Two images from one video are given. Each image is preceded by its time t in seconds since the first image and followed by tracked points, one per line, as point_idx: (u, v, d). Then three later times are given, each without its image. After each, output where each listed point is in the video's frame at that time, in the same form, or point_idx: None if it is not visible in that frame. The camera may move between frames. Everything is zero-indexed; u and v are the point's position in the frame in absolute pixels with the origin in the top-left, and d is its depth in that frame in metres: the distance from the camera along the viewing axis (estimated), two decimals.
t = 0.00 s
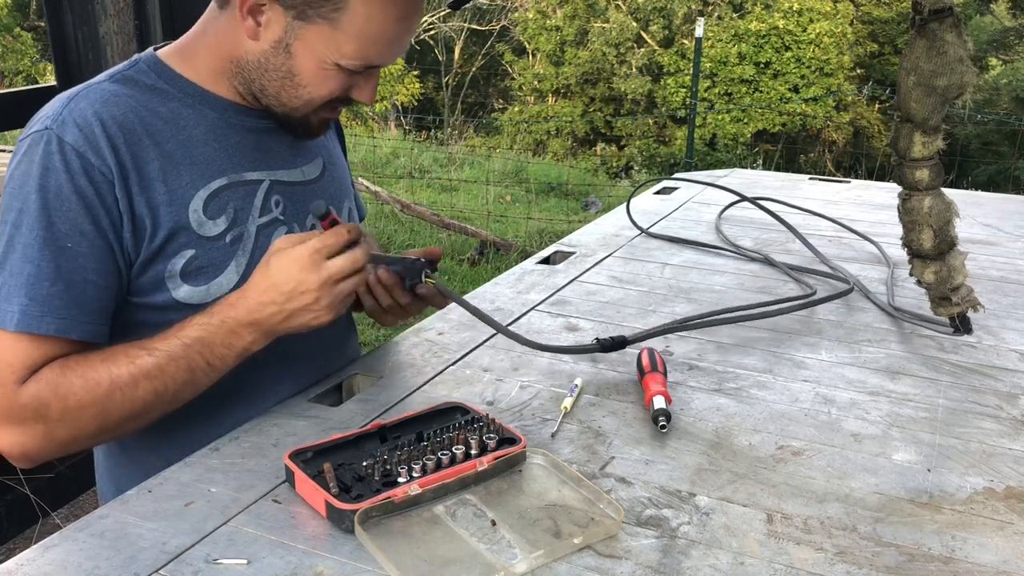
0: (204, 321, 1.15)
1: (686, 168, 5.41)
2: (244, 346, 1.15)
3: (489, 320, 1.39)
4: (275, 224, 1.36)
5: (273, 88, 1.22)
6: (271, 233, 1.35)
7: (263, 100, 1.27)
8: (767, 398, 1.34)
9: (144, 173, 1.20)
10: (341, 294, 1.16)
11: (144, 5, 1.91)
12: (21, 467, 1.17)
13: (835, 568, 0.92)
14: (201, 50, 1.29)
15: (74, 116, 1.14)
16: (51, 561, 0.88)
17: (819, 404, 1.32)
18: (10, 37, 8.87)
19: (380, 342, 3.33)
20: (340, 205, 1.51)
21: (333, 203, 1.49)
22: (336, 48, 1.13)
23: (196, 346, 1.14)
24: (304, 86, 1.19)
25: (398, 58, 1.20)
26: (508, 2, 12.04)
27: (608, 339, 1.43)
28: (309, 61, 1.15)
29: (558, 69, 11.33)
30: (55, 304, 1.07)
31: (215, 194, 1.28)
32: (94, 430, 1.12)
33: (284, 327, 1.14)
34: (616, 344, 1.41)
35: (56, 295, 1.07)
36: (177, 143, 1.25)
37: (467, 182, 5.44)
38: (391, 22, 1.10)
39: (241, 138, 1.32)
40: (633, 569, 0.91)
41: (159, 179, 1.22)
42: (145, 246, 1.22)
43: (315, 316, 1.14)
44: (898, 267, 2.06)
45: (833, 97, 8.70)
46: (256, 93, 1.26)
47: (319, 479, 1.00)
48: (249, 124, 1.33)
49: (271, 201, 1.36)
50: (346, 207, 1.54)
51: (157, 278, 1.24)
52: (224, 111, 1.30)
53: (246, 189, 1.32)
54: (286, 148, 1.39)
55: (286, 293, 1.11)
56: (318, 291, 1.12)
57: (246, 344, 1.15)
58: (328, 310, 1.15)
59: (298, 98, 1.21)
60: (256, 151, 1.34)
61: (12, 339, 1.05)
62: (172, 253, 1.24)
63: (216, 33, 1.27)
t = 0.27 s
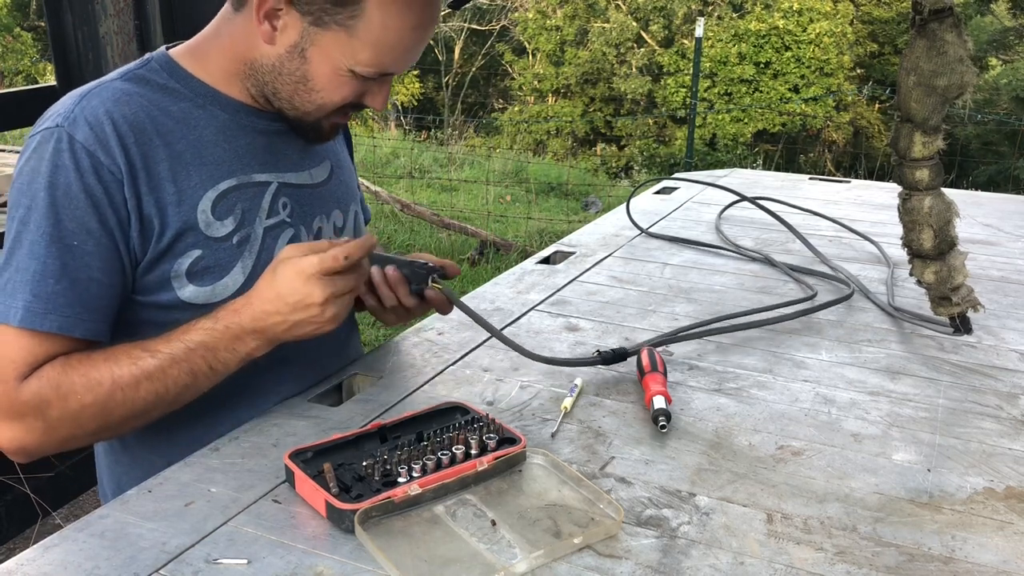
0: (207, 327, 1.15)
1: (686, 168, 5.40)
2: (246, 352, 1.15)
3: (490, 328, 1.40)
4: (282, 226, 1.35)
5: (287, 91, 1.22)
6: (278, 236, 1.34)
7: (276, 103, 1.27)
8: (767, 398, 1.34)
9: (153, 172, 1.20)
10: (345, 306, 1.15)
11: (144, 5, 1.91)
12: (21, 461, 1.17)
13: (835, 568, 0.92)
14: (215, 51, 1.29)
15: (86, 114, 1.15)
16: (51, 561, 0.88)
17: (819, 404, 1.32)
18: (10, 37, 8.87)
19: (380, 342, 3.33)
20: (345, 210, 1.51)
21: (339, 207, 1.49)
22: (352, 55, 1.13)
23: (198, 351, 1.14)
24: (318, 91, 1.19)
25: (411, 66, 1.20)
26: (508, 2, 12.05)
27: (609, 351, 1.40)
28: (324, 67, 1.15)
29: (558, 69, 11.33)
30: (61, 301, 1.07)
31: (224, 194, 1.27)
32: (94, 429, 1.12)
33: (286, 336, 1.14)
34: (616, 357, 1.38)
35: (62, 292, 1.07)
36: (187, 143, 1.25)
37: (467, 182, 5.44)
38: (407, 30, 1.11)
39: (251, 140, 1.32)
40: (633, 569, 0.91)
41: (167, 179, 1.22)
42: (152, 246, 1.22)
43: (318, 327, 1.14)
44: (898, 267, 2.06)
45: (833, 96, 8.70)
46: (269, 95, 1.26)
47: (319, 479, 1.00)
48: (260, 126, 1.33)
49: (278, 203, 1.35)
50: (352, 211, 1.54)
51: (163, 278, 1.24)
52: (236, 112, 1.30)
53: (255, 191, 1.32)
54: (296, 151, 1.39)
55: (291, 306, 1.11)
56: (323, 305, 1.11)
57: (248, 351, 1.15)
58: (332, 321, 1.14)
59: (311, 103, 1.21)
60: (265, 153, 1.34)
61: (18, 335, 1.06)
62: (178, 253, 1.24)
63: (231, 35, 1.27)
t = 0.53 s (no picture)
0: (204, 319, 1.15)
1: (686, 168, 5.40)
2: (244, 345, 1.16)
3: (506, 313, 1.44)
4: (286, 228, 1.35)
5: (293, 96, 1.22)
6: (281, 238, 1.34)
7: (282, 106, 1.27)
8: (767, 398, 1.34)
9: (158, 171, 1.20)
10: (341, 294, 1.15)
11: (144, 4, 1.88)
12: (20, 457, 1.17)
13: (835, 568, 0.92)
14: (223, 51, 1.28)
15: (92, 111, 1.15)
16: (51, 561, 0.88)
17: (819, 404, 1.32)
18: (10, 37, 8.87)
19: (380, 342, 3.33)
20: (349, 212, 1.50)
21: (344, 210, 1.49)
22: (360, 66, 1.13)
23: (196, 343, 1.14)
24: (324, 98, 1.19)
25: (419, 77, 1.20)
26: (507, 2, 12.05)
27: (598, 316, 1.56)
28: (332, 74, 1.15)
29: (558, 69, 11.33)
30: (66, 296, 1.08)
31: (228, 195, 1.27)
32: (92, 424, 1.12)
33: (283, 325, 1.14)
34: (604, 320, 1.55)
35: (66, 288, 1.08)
36: (193, 143, 1.24)
37: (467, 182, 5.44)
38: (417, 44, 1.10)
39: (256, 141, 1.31)
40: (633, 569, 0.91)
41: (172, 178, 1.22)
42: (156, 244, 1.22)
43: (315, 316, 1.14)
44: (898, 267, 2.06)
45: (833, 96, 8.70)
46: (275, 99, 1.26)
47: (319, 479, 1.00)
48: (267, 127, 1.32)
49: (282, 205, 1.35)
50: (357, 214, 1.53)
51: (166, 276, 1.24)
52: (242, 113, 1.29)
53: (259, 192, 1.31)
54: (301, 152, 1.38)
55: (286, 292, 1.11)
56: (319, 290, 1.12)
57: (245, 343, 1.15)
58: (329, 309, 1.15)
59: (317, 108, 1.21)
60: (271, 154, 1.33)
61: (21, 330, 1.06)
62: (181, 251, 1.24)
63: (241, 36, 1.27)
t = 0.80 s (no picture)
0: (208, 296, 1.16)
1: (686, 168, 5.40)
2: (249, 320, 1.15)
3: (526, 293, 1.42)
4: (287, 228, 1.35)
5: (292, 98, 1.22)
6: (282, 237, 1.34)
7: (281, 108, 1.27)
8: (767, 398, 1.34)
9: (161, 168, 1.20)
10: (337, 256, 1.16)
11: (144, 5, 1.89)
12: (36, 458, 1.17)
13: (835, 568, 0.92)
14: (226, 51, 1.28)
15: (96, 108, 1.15)
16: (51, 561, 0.88)
17: (819, 404, 1.32)
18: (10, 37, 8.86)
19: (380, 342, 3.33)
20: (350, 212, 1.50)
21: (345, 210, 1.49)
22: (359, 69, 1.13)
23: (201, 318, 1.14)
24: (322, 100, 1.19)
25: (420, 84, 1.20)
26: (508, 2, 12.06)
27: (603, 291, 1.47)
28: (330, 77, 1.15)
29: (558, 69, 11.32)
30: (76, 291, 1.08)
31: (229, 194, 1.27)
32: (105, 414, 1.11)
33: (281, 293, 1.14)
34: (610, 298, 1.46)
35: (75, 282, 1.08)
36: (195, 141, 1.24)
37: (467, 182, 5.44)
38: (416, 51, 1.10)
39: (258, 141, 1.31)
40: (632, 569, 0.91)
41: (175, 176, 1.22)
42: (160, 240, 1.22)
43: (314, 279, 1.14)
44: (898, 267, 2.06)
45: (833, 96, 8.70)
46: (275, 100, 1.26)
47: (319, 479, 1.00)
48: (268, 127, 1.32)
49: (283, 205, 1.35)
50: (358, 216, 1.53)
51: (168, 275, 1.24)
52: (244, 113, 1.29)
53: (260, 192, 1.32)
54: (303, 152, 1.38)
55: (280, 252, 1.13)
56: (312, 248, 1.13)
57: (249, 316, 1.15)
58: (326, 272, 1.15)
59: (314, 110, 1.21)
60: (272, 154, 1.33)
61: (29, 325, 1.06)
62: (185, 248, 1.24)
63: (244, 37, 1.27)
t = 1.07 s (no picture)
0: (212, 290, 1.16)
1: (686, 168, 5.40)
2: (252, 312, 1.16)
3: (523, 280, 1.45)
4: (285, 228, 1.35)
5: (288, 97, 1.22)
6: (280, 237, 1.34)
7: (278, 107, 1.27)
8: (767, 398, 1.34)
9: (160, 168, 1.20)
10: (337, 246, 1.16)
11: (144, 5, 1.89)
12: (43, 459, 1.17)
13: (835, 568, 0.92)
14: (224, 51, 1.28)
15: (95, 108, 1.15)
16: (51, 561, 0.88)
17: (819, 404, 1.32)
18: (10, 37, 8.85)
19: (380, 342, 3.33)
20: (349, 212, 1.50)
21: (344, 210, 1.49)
22: (355, 69, 1.13)
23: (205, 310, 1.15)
24: (318, 100, 1.19)
25: (417, 86, 1.20)
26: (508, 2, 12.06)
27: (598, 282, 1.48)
28: (327, 77, 1.15)
29: (558, 69, 11.31)
30: (79, 291, 1.08)
31: (227, 194, 1.27)
32: (112, 410, 1.11)
33: (283, 284, 1.14)
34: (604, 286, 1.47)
35: (78, 282, 1.08)
36: (193, 141, 1.24)
37: (467, 182, 5.44)
38: (413, 51, 1.10)
39: (256, 141, 1.31)
40: (632, 569, 0.91)
41: (173, 176, 1.22)
42: (161, 240, 1.22)
43: (315, 269, 1.14)
44: (898, 267, 2.06)
45: (833, 96, 8.70)
46: (272, 99, 1.26)
47: (319, 479, 1.00)
48: (266, 127, 1.32)
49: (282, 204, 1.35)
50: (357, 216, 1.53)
51: (167, 275, 1.24)
52: (242, 113, 1.29)
53: (258, 192, 1.32)
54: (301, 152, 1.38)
55: (281, 242, 1.13)
56: (312, 236, 1.13)
57: (253, 308, 1.15)
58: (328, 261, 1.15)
59: (311, 110, 1.21)
60: (270, 154, 1.33)
61: (31, 325, 1.06)
62: (185, 248, 1.24)
63: (242, 37, 1.27)
